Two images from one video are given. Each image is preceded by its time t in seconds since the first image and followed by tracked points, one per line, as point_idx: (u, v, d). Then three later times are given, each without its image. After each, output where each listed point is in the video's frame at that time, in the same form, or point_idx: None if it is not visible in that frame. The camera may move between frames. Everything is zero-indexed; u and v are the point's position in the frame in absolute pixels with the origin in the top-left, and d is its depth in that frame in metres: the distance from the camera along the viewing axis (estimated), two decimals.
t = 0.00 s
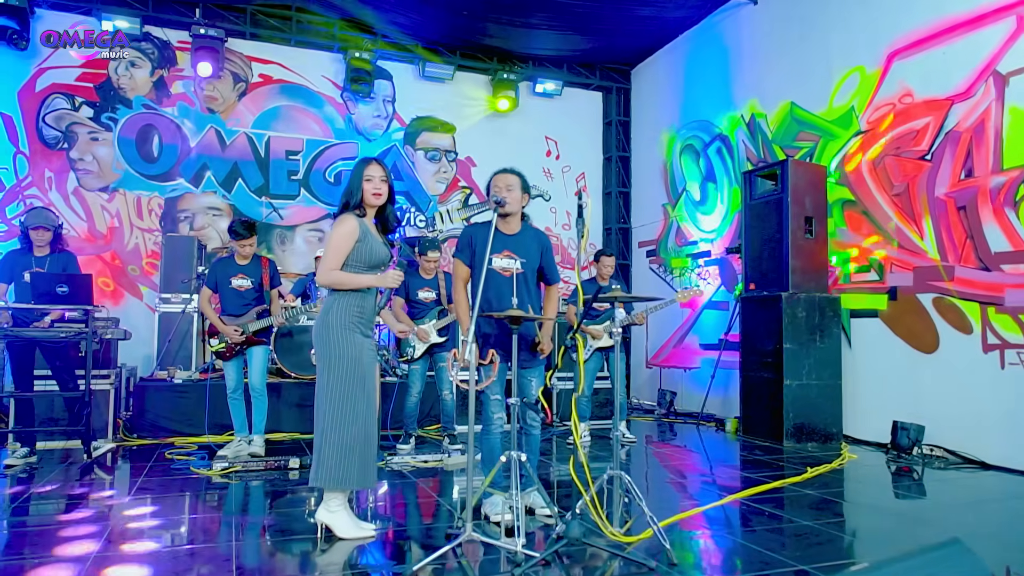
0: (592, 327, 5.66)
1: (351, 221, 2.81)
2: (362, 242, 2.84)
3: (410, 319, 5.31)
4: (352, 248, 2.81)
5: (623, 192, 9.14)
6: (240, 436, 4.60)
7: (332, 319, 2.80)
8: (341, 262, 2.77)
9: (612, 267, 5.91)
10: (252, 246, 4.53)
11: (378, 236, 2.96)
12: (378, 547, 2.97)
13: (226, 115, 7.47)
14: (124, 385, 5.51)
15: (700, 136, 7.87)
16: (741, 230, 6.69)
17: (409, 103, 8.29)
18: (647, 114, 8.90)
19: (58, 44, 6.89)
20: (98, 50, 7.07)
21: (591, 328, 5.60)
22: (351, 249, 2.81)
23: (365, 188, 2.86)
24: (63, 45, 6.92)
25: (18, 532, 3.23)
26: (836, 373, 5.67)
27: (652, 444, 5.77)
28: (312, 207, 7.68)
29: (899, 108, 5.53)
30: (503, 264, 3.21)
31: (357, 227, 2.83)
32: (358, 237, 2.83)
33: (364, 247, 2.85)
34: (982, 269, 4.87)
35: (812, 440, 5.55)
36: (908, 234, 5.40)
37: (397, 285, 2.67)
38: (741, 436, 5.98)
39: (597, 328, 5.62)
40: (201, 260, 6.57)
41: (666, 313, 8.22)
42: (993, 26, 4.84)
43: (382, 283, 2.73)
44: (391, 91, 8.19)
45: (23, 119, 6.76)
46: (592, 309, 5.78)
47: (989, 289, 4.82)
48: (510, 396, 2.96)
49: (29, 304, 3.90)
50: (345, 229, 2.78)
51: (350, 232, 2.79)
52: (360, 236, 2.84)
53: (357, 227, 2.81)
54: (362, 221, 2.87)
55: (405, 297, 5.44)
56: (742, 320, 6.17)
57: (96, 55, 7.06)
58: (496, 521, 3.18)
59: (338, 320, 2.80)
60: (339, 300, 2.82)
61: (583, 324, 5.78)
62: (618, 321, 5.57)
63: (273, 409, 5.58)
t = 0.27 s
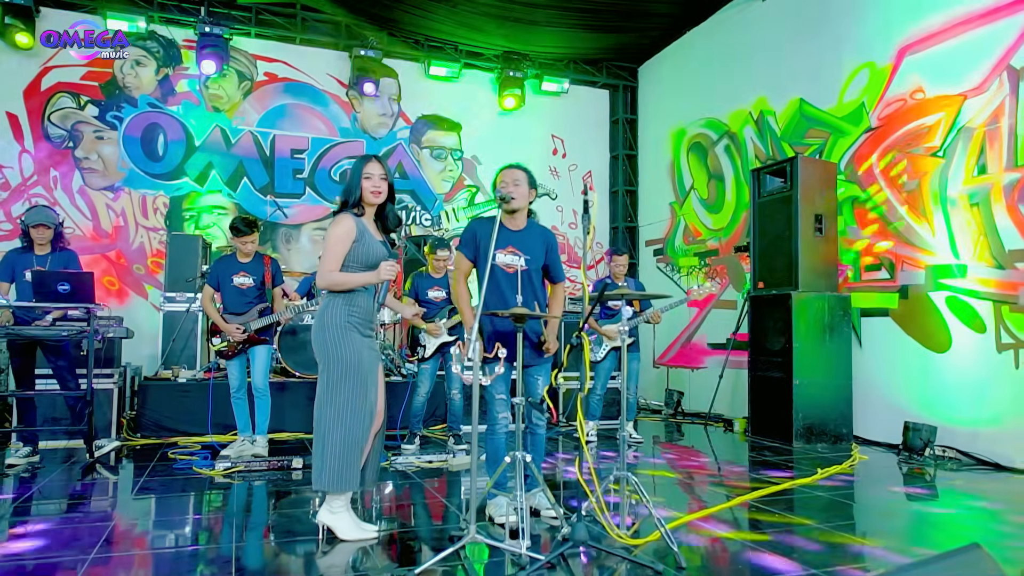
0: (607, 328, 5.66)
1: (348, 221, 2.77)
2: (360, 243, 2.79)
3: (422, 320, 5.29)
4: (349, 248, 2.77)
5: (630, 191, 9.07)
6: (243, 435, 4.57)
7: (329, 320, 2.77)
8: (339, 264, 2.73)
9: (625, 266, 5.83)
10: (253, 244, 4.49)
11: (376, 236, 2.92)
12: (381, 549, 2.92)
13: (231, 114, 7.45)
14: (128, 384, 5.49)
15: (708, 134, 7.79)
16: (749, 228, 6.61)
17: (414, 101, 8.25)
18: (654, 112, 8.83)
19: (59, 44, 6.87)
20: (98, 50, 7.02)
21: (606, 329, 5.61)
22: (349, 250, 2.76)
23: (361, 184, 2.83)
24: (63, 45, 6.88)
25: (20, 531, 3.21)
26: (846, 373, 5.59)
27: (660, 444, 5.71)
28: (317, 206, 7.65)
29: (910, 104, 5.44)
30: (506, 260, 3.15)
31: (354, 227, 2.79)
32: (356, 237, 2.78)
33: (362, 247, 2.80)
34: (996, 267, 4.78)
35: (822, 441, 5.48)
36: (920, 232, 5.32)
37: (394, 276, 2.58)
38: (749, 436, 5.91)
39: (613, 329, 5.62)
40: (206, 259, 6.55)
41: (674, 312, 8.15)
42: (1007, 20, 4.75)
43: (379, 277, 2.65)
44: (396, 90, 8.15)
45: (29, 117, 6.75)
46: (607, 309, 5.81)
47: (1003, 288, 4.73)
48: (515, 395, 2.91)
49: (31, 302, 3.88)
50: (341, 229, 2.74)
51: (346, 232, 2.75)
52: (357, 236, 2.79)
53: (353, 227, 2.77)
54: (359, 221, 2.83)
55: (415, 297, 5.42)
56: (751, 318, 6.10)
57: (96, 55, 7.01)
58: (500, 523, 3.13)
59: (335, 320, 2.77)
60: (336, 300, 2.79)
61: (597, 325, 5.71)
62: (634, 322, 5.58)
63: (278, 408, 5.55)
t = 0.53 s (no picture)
0: (612, 326, 5.61)
1: (351, 216, 2.73)
2: (362, 238, 2.77)
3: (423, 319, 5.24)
4: (351, 243, 2.74)
5: (636, 190, 9.02)
6: (246, 435, 4.55)
7: (330, 321, 2.74)
8: (342, 259, 2.69)
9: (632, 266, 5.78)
10: (256, 243, 4.46)
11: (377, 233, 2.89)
12: (383, 552, 2.89)
13: (236, 114, 7.43)
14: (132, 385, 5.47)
15: (714, 132, 7.73)
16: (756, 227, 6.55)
17: (419, 100, 8.21)
18: (660, 111, 8.77)
19: (60, 44, 6.86)
20: (98, 50, 7.00)
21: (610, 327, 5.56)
22: (351, 245, 2.73)
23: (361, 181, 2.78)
24: (63, 45, 6.87)
25: (20, 532, 3.19)
26: (855, 374, 5.52)
27: (666, 445, 5.65)
28: (322, 206, 7.63)
29: (920, 101, 5.37)
30: (512, 261, 3.11)
31: (356, 222, 2.76)
32: (358, 232, 2.75)
33: (363, 242, 2.77)
34: (1008, 266, 4.71)
35: (830, 442, 5.42)
36: (930, 230, 5.25)
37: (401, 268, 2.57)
38: (757, 437, 5.85)
39: (617, 328, 5.57)
40: (210, 259, 6.53)
41: (680, 312, 8.09)
42: (1018, 15, 4.68)
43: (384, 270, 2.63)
44: (401, 89, 8.12)
45: (34, 118, 6.75)
46: (612, 309, 5.76)
47: (1015, 287, 4.66)
48: (519, 396, 2.87)
49: (32, 302, 3.87)
50: (344, 223, 2.71)
51: (349, 226, 2.71)
52: (359, 231, 2.76)
53: (356, 221, 2.74)
54: (361, 216, 2.80)
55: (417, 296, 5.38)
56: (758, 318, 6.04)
57: (96, 55, 6.98)
58: (504, 525, 3.08)
59: (335, 321, 2.74)
60: (335, 300, 2.76)
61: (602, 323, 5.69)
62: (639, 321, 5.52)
63: (283, 409, 5.52)
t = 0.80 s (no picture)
0: (608, 326, 5.56)
1: (355, 211, 2.69)
2: (364, 234, 2.73)
3: (422, 319, 5.27)
4: (354, 239, 2.70)
5: (643, 189, 8.96)
6: (250, 436, 4.52)
7: (332, 322, 2.70)
8: (344, 253, 2.65)
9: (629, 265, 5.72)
10: (259, 243, 4.45)
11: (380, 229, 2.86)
12: (385, 555, 2.85)
13: (241, 113, 7.43)
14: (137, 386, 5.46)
15: (722, 130, 7.67)
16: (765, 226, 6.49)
17: (425, 100, 8.18)
18: (667, 110, 8.71)
19: (58, 44, 6.83)
20: (98, 50, 6.98)
21: (606, 326, 5.51)
22: (354, 241, 2.69)
23: (365, 176, 2.76)
24: (63, 45, 6.85)
25: (24, 532, 3.17)
26: (865, 374, 5.45)
27: (673, 447, 5.60)
28: (327, 205, 7.61)
29: (931, 98, 5.30)
30: (516, 260, 3.08)
31: (360, 217, 2.72)
32: (361, 228, 2.71)
33: (366, 239, 2.74)
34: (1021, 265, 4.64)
35: (840, 443, 5.35)
36: (941, 229, 5.18)
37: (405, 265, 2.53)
38: (765, 438, 5.79)
39: (613, 327, 5.53)
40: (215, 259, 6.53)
41: (688, 312, 8.03)
42: None
43: (386, 267, 2.59)
44: (406, 88, 8.10)
45: (40, 119, 6.76)
46: (609, 309, 5.72)
47: None
48: (523, 398, 2.83)
49: (35, 303, 3.86)
50: (348, 219, 2.67)
51: (353, 222, 2.67)
52: (363, 227, 2.72)
53: (360, 216, 2.70)
54: (365, 211, 2.76)
55: (416, 296, 5.34)
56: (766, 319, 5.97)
57: (96, 55, 6.97)
58: (508, 528, 3.04)
59: (337, 322, 2.70)
60: (338, 301, 2.72)
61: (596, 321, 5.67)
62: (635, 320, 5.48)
63: (287, 409, 5.50)
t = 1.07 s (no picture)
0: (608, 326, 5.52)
1: (361, 210, 2.66)
2: (371, 234, 2.70)
3: (425, 318, 5.19)
4: (360, 238, 2.66)
5: (652, 188, 8.90)
6: (256, 436, 4.50)
7: (338, 322, 2.66)
8: (350, 253, 2.62)
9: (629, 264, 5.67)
10: (264, 242, 4.42)
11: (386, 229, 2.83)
12: (390, 557, 2.81)
13: (249, 113, 7.42)
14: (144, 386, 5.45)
15: (732, 128, 7.59)
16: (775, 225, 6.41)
17: (432, 98, 8.15)
18: (677, 108, 8.64)
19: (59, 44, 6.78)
20: (99, 51, 6.97)
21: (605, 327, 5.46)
22: (360, 240, 2.66)
23: (373, 175, 2.72)
24: (63, 45, 6.83)
25: (29, 531, 3.16)
26: (878, 375, 5.37)
27: (683, 448, 5.54)
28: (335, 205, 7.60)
29: (946, 94, 5.21)
30: (524, 258, 3.03)
31: (367, 216, 2.69)
32: (367, 228, 2.68)
33: (372, 239, 2.70)
34: None
35: (853, 444, 5.27)
36: (956, 227, 5.09)
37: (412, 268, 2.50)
38: (776, 439, 5.72)
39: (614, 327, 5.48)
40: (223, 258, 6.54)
41: (697, 312, 7.96)
42: None
43: (393, 268, 2.57)
44: (414, 87, 8.07)
45: (49, 119, 6.77)
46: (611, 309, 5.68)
47: None
48: (530, 398, 2.77)
49: (41, 302, 3.89)
50: (355, 218, 2.63)
51: (359, 222, 2.64)
52: (369, 227, 2.69)
53: (367, 215, 2.65)
54: (371, 210, 2.73)
55: (418, 295, 5.30)
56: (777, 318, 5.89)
57: (97, 55, 6.95)
58: (515, 530, 3.00)
59: (343, 322, 2.66)
60: (344, 300, 2.68)
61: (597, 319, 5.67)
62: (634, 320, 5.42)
63: (294, 409, 5.48)
